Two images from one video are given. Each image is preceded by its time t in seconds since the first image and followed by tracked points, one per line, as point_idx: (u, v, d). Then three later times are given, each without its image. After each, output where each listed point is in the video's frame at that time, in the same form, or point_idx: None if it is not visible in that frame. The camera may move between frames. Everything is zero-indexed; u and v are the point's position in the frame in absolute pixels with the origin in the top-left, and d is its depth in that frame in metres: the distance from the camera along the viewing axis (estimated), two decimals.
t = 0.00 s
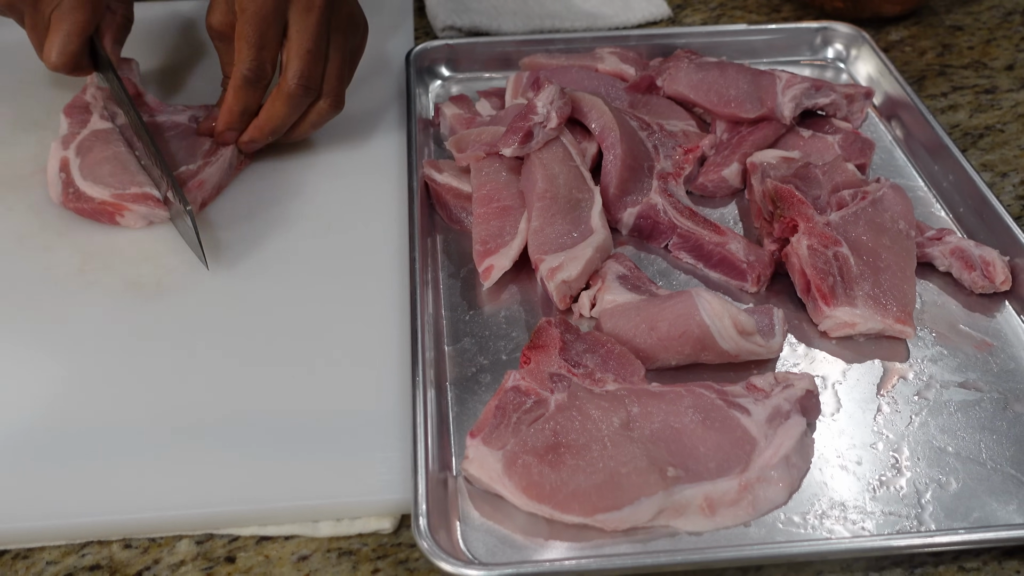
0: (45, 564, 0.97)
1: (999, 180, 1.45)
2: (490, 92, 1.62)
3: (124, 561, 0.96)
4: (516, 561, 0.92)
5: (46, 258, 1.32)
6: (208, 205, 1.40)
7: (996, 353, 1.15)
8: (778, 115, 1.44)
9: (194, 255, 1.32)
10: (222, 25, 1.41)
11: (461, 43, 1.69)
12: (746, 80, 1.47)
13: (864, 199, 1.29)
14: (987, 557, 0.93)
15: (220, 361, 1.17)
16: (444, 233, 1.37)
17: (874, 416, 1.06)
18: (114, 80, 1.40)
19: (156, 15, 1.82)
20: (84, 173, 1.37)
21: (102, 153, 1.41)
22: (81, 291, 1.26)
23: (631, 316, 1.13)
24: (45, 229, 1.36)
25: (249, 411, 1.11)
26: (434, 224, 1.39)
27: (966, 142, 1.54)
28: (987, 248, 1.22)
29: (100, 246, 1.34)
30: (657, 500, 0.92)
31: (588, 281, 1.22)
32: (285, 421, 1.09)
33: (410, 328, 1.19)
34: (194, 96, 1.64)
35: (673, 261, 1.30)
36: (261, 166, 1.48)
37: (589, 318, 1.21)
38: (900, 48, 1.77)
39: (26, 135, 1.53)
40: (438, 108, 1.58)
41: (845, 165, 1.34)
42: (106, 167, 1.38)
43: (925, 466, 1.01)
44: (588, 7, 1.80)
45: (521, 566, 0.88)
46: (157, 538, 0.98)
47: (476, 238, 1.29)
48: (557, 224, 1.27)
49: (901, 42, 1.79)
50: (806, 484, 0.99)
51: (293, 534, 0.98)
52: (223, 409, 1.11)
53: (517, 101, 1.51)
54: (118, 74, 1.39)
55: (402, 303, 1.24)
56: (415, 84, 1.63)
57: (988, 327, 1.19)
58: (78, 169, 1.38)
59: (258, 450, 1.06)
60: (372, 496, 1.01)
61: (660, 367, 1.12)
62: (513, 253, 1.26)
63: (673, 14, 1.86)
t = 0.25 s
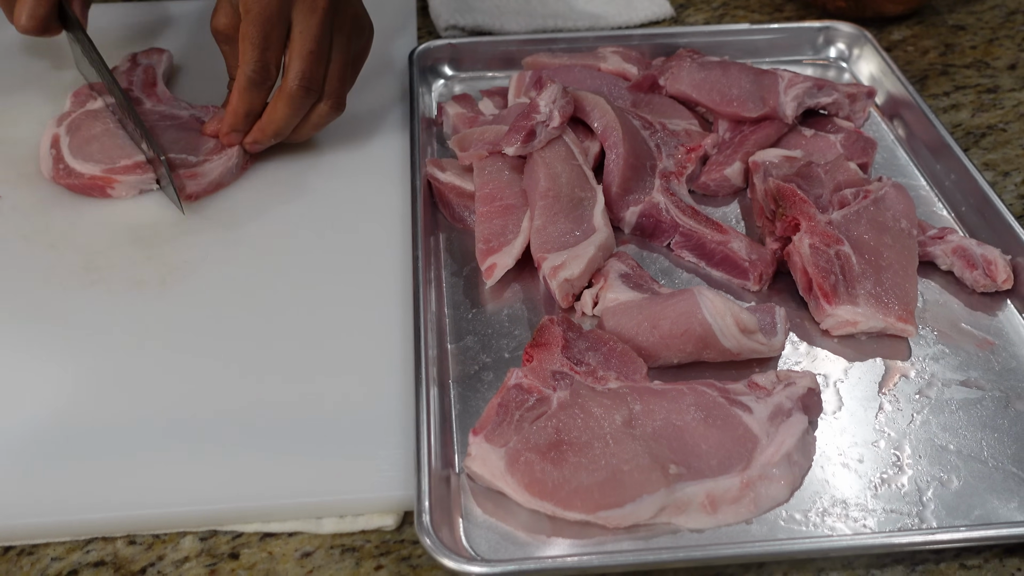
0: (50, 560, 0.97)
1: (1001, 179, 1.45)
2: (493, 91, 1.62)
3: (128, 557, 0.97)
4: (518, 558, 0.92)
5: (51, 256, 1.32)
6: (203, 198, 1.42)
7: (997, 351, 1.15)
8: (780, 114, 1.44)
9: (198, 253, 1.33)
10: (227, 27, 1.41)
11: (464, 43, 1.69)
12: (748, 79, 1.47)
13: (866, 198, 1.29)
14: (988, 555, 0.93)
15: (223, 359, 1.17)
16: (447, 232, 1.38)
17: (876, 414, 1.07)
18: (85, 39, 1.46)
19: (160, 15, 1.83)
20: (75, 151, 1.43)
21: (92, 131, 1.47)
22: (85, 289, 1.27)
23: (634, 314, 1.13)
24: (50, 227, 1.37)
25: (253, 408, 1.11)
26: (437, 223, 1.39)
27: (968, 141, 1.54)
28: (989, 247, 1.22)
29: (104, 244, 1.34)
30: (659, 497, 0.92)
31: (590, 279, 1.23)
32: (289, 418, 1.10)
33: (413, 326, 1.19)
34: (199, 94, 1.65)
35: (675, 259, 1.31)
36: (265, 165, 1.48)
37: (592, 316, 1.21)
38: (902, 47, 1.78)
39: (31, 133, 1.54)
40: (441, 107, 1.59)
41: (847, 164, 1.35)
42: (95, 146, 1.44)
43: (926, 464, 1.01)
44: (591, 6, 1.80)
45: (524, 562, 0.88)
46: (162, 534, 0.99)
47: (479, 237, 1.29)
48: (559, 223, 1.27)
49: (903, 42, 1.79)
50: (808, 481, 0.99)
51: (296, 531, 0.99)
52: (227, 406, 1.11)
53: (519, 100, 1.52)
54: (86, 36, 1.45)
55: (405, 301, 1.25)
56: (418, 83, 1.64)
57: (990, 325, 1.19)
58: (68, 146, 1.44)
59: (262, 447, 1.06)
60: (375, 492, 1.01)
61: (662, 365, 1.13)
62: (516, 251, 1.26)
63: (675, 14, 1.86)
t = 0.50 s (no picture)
0: (55, 556, 0.97)
1: (1005, 178, 1.45)
2: (497, 89, 1.62)
3: (133, 553, 0.97)
4: (522, 554, 0.92)
5: (56, 254, 1.33)
6: (208, 196, 1.42)
7: (1001, 349, 1.16)
8: (784, 112, 1.44)
9: (202, 251, 1.33)
10: (231, 26, 1.41)
11: (467, 41, 1.69)
12: (752, 77, 1.47)
13: (870, 195, 1.29)
14: (991, 551, 0.93)
15: (228, 355, 1.18)
16: (451, 229, 1.38)
17: (879, 411, 1.07)
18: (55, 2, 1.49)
19: (165, 13, 1.84)
20: (73, 140, 1.45)
21: (88, 119, 1.49)
22: (90, 286, 1.27)
23: (637, 311, 1.14)
24: (54, 225, 1.37)
25: (257, 405, 1.11)
26: (440, 220, 1.39)
27: (972, 139, 1.54)
28: (992, 245, 1.22)
29: (108, 241, 1.35)
30: (663, 493, 0.92)
31: (594, 276, 1.23)
32: (294, 415, 1.10)
33: (417, 323, 1.19)
34: (203, 92, 1.66)
35: (678, 257, 1.31)
36: (269, 164, 1.49)
37: (595, 313, 1.21)
38: (905, 46, 1.78)
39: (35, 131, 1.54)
40: (445, 105, 1.59)
41: (850, 162, 1.35)
42: (94, 135, 1.46)
43: (929, 461, 1.01)
44: (594, 5, 1.80)
45: (528, 558, 0.89)
46: (167, 530, 0.99)
47: (482, 234, 1.29)
48: (563, 221, 1.28)
49: (907, 40, 1.79)
50: (811, 478, 0.99)
51: (301, 527, 0.99)
52: (231, 403, 1.12)
53: (523, 98, 1.52)
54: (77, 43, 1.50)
55: (409, 299, 1.25)
56: (422, 81, 1.64)
57: (993, 323, 1.19)
58: (67, 136, 1.46)
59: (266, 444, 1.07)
60: (379, 489, 1.01)
61: (666, 362, 1.13)
62: (519, 248, 1.26)
63: (679, 12, 1.86)
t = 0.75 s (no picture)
0: (59, 554, 0.98)
1: (1008, 177, 1.45)
2: (500, 89, 1.63)
3: (137, 551, 0.97)
4: (526, 552, 0.93)
5: (60, 253, 1.33)
6: (213, 196, 1.43)
7: (1004, 347, 1.15)
8: (787, 111, 1.44)
9: (206, 249, 1.34)
10: (236, 25, 1.41)
11: (470, 40, 1.70)
12: (755, 76, 1.47)
13: (873, 194, 1.29)
14: (995, 550, 0.93)
15: (232, 354, 1.18)
16: (454, 228, 1.38)
17: (882, 410, 1.07)
18: None
19: (168, 11, 1.84)
20: (61, 111, 1.51)
21: (73, 90, 1.55)
22: (94, 285, 1.28)
23: (640, 309, 1.14)
24: (58, 224, 1.37)
25: (261, 403, 1.12)
26: (444, 219, 1.40)
27: (975, 138, 1.54)
28: (996, 243, 1.22)
29: (112, 240, 1.35)
30: (667, 492, 0.93)
31: (597, 275, 1.23)
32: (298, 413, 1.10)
33: (421, 322, 1.20)
34: (207, 92, 1.66)
35: (681, 256, 1.31)
36: (273, 162, 1.49)
37: (598, 312, 1.21)
38: (909, 45, 1.78)
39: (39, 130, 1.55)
40: (448, 105, 1.59)
41: (853, 161, 1.35)
42: (81, 106, 1.52)
43: (933, 460, 1.01)
44: (597, 4, 1.80)
45: (532, 556, 0.89)
46: (171, 528, 1.00)
47: (485, 233, 1.29)
48: (566, 220, 1.28)
49: (910, 39, 1.79)
50: (815, 476, 0.99)
51: (305, 525, 0.99)
52: (235, 401, 1.12)
53: (526, 97, 1.52)
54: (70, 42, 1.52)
55: (412, 297, 1.25)
56: (425, 80, 1.64)
57: (997, 322, 1.19)
58: (53, 107, 1.51)
59: (270, 442, 1.07)
60: (383, 487, 1.01)
61: (669, 361, 1.13)
62: (523, 247, 1.27)
63: (682, 11, 1.86)
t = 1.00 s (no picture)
0: (62, 552, 0.98)
1: (1010, 176, 1.45)
2: (502, 88, 1.63)
3: (140, 549, 0.97)
4: (529, 550, 0.93)
5: (62, 252, 1.33)
6: (215, 195, 1.43)
7: (1006, 346, 1.15)
8: (789, 110, 1.44)
9: (209, 248, 1.34)
10: (233, 25, 1.42)
11: (473, 40, 1.70)
12: (757, 76, 1.47)
13: (875, 193, 1.29)
14: (997, 548, 0.93)
15: (234, 352, 1.18)
16: (456, 227, 1.38)
17: (884, 409, 1.07)
18: None
19: (171, 11, 1.84)
20: (43, 83, 1.56)
21: (54, 65, 1.61)
22: (97, 283, 1.28)
23: (642, 308, 1.14)
24: (61, 222, 1.38)
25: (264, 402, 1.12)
26: (446, 218, 1.40)
27: (977, 137, 1.54)
28: (998, 242, 1.22)
29: (114, 239, 1.35)
30: (669, 490, 0.93)
31: (599, 274, 1.23)
32: (300, 411, 1.11)
33: (423, 320, 1.20)
34: (210, 90, 1.66)
35: (684, 255, 1.31)
36: (276, 161, 1.49)
37: (601, 311, 1.21)
38: (911, 44, 1.77)
39: (42, 129, 1.55)
40: (450, 104, 1.59)
41: (855, 160, 1.35)
42: (61, 80, 1.57)
43: (935, 458, 1.01)
44: (600, 3, 1.80)
45: (535, 554, 0.89)
46: (174, 526, 1.00)
47: (488, 232, 1.29)
48: (569, 219, 1.28)
49: (912, 39, 1.79)
50: (817, 475, 0.99)
51: (307, 523, 0.99)
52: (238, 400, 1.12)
53: (528, 96, 1.52)
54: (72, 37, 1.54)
55: (415, 296, 1.25)
56: (427, 79, 1.64)
57: (999, 321, 1.19)
58: (35, 80, 1.57)
59: (273, 440, 1.07)
60: (386, 485, 1.02)
61: (672, 359, 1.13)
62: (525, 246, 1.27)
63: (684, 11, 1.86)
